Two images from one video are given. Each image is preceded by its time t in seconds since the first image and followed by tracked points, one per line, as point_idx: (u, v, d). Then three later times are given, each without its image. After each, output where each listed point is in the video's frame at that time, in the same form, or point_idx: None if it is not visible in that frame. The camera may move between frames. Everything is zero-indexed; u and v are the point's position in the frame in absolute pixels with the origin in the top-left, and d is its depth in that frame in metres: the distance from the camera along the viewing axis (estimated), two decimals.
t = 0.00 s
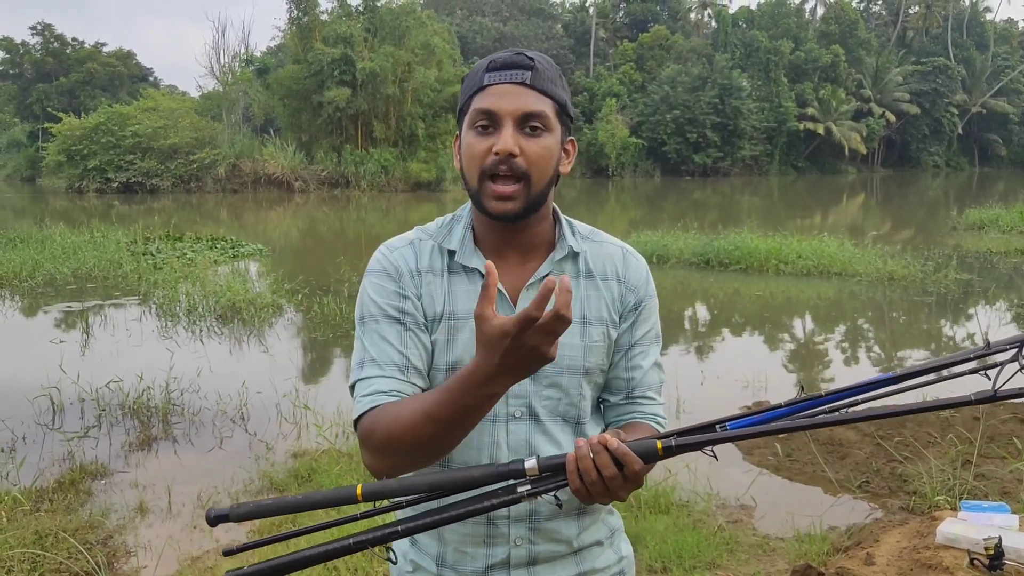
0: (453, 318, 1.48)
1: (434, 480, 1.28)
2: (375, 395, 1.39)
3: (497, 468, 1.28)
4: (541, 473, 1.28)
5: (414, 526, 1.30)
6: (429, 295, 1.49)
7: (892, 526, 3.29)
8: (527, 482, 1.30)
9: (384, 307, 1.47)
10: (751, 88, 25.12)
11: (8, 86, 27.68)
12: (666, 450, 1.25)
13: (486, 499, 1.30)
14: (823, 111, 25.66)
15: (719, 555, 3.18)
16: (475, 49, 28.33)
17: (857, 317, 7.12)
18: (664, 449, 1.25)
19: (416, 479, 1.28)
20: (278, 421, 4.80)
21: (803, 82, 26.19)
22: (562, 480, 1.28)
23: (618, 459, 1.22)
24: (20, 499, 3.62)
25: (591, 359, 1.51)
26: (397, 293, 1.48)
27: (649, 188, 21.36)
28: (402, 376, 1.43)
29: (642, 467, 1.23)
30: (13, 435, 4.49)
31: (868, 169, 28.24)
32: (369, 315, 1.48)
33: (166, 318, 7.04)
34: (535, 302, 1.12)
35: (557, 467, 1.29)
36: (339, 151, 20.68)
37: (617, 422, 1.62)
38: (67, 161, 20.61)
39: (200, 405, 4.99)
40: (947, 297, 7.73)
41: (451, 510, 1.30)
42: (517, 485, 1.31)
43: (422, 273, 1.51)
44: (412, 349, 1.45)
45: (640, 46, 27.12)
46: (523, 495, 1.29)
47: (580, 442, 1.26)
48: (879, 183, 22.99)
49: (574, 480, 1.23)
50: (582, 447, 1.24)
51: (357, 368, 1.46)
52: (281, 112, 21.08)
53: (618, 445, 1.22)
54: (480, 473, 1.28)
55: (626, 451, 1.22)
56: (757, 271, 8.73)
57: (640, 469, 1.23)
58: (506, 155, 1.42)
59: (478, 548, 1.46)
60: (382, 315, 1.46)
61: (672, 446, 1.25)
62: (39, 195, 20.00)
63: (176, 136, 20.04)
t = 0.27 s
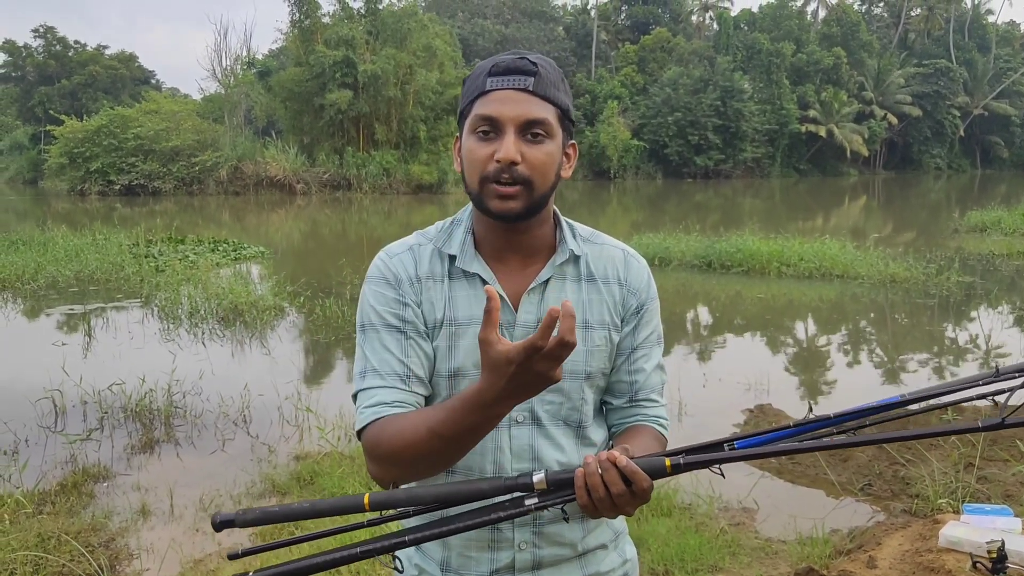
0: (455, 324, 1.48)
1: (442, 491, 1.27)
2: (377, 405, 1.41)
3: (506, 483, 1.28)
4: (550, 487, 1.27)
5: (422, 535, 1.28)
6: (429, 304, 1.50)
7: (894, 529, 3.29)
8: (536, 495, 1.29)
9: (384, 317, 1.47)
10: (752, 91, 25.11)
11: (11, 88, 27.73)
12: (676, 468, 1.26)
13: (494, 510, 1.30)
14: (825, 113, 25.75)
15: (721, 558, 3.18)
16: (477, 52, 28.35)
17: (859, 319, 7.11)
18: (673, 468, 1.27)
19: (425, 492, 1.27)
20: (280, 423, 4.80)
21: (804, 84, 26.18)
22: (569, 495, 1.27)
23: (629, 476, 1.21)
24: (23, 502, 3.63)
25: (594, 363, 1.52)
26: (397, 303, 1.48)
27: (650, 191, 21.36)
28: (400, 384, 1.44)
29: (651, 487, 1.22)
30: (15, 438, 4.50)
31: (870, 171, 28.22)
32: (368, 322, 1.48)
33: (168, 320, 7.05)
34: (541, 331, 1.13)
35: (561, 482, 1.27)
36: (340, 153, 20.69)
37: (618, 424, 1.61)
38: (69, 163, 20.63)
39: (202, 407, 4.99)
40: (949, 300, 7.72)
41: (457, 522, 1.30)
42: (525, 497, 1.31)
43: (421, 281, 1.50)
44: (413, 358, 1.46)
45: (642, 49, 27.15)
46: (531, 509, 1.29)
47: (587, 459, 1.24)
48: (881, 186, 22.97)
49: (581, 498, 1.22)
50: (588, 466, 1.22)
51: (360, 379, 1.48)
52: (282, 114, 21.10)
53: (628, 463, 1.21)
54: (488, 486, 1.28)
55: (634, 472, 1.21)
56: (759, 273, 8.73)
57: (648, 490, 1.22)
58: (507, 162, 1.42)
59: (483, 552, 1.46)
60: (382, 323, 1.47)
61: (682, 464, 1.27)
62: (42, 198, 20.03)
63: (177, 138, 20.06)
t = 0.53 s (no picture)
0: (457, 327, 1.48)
1: (461, 486, 1.30)
2: (360, 405, 1.42)
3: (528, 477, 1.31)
4: (571, 481, 1.31)
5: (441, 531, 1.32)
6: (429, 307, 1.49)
7: (895, 531, 3.28)
8: (556, 489, 1.34)
9: (379, 319, 1.47)
10: (753, 93, 25.12)
11: (12, 91, 27.77)
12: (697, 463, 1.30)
13: (512, 506, 1.34)
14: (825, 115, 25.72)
15: (721, 560, 3.18)
16: (478, 54, 28.37)
17: (860, 321, 7.11)
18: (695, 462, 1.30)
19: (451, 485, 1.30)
20: (281, 425, 4.80)
21: (805, 87, 26.19)
22: (592, 490, 1.31)
23: (652, 469, 1.24)
24: (23, 503, 3.62)
25: (598, 366, 1.51)
26: (394, 307, 1.48)
27: (651, 193, 21.37)
28: (389, 390, 1.45)
29: (676, 483, 1.25)
30: (16, 440, 4.50)
31: (871, 173, 28.22)
32: (362, 326, 1.48)
33: (169, 322, 7.05)
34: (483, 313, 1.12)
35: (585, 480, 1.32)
36: (341, 155, 20.70)
37: (626, 427, 1.62)
38: (69, 166, 20.64)
39: (202, 409, 4.99)
40: (950, 302, 7.71)
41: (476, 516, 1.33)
42: (546, 490, 1.35)
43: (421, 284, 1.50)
44: (403, 362, 1.47)
45: (642, 51, 27.17)
46: (551, 503, 1.33)
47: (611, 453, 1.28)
48: (882, 188, 22.97)
49: (605, 492, 1.26)
50: (612, 461, 1.26)
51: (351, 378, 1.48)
52: (283, 116, 21.12)
53: (651, 457, 1.24)
54: (509, 481, 1.30)
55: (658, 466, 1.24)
56: (759, 275, 8.72)
57: (671, 485, 1.25)
58: (508, 164, 1.42)
59: (486, 556, 1.46)
60: (373, 327, 1.47)
61: (705, 458, 1.30)
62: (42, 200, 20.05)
63: (178, 140, 20.08)
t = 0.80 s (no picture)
0: (466, 324, 1.47)
1: (545, 489, 1.25)
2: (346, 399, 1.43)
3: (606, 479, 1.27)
4: (655, 478, 1.29)
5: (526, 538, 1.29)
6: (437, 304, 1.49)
7: (897, 533, 3.28)
8: (638, 489, 1.31)
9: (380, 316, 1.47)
10: (755, 94, 25.11)
11: (15, 93, 27.86)
12: (780, 453, 1.30)
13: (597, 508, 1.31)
14: (828, 117, 25.68)
15: (723, 562, 3.17)
16: (479, 56, 28.39)
17: (862, 323, 7.10)
18: (778, 452, 1.30)
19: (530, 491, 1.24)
20: (283, 427, 4.81)
21: (807, 88, 26.17)
22: (675, 486, 1.29)
23: (736, 462, 1.24)
24: (26, 505, 3.63)
25: (610, 364, 1.51)
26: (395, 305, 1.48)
27: (653, 194, 21.35)
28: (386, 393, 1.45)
29: (758, 475, 1.25)
30: (19, 441, 4.50)
31: (872, 175, 28.20)
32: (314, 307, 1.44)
33: (171, 324, 7.06)
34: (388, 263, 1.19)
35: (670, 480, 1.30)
36: (343, 157, 20.73)
37: (653, 426, 1.64)
38: (72, 168, 20.71)
39: (204, 411, 4.99)
40: (952, 304, 7.70)
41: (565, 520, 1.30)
42: (627, 491, 1.32)
43: (423, 280, 1.50)
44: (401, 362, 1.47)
45: (644, 53, 27.19)
46: (636, 502, 1.31)
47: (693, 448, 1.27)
48: (884, 190, 22.95)
49: (691, 488, 1.26)
50: (697, 456, 1.25)
51: (342, 373, 1.48)
52: (285, 118, 21.15)
53: (737, 450, 1.24)
54: (595, 481, 1.26)
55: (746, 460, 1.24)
56: (761, 277, 8.72)
57: (755, 476, 1.25)
58: (518, 164, 1.43)
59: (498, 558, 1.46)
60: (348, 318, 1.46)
61: (789, 448, 1.29)
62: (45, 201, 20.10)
63: (180, 143, 20.13)
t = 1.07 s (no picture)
0: (466, 328, 1.45)
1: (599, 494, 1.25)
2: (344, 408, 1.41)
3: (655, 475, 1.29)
4: (704, 469, 1.30)
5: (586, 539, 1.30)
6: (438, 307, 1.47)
7: (899, 534, 3.28)
8: (690, 479, 1.32)
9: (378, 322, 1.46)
10: (757, 95, 25.10)
11: (17, 93, 27.87)
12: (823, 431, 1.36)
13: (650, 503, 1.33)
14: (829, 117, 25.63)
15: (726, 563, 3.17)
16: (481, 56, 28.38)
17: (864, 323, 7.09)
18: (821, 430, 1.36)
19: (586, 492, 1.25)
20: (285, 427, 4.81)
21: (809, 88, 26.15)
22: (725, 476, 1.31)
23: (783, 446, 1.27)
24: (29, 505, 3.63)
25: (615, 365, 1.51)
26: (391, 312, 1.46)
27: (654, 195, 21.33)
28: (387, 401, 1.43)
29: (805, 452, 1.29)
30: (21, 442, 4.51)
31: (874, 175, 28.18)
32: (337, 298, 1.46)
33: (172, 325, 7.06)
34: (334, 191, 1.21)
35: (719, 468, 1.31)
36: (344, 158, 20.72)
37: (667, 418, 1.65)
38: (74, 168, 20.74)
39: (206, 412, 4.99)
40: (954, 304, 7.70)
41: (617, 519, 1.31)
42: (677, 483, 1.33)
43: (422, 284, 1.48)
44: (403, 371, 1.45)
45: (646, 53, 27.17)
46: (688, 494, 1.31)
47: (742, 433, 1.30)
48: (886, 190, 22.91)
49: (742, 475, 1.27)
50: (749, 439, 1.28)
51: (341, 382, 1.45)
52: (287, 118, 21.15)
53: (786, 434, 1.27)
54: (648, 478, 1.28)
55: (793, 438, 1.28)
56: (763, 278, 8.71)
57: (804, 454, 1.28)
58: (524, 169, 1.42)
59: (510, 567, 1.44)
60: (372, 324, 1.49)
61: (831, 426, 1.36)
62: (47, 201, 20.11)
63: (182, 143, 20.14)
